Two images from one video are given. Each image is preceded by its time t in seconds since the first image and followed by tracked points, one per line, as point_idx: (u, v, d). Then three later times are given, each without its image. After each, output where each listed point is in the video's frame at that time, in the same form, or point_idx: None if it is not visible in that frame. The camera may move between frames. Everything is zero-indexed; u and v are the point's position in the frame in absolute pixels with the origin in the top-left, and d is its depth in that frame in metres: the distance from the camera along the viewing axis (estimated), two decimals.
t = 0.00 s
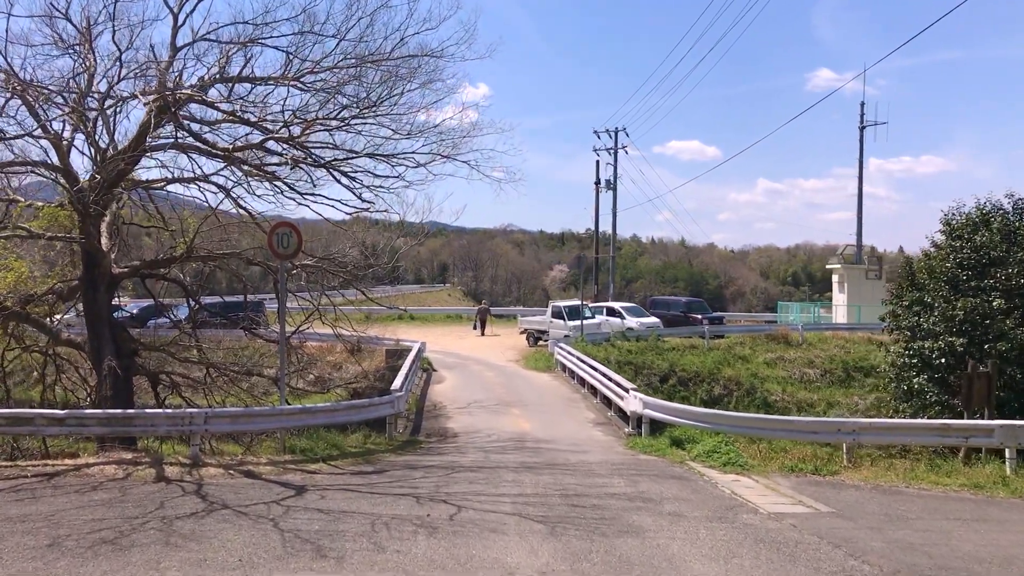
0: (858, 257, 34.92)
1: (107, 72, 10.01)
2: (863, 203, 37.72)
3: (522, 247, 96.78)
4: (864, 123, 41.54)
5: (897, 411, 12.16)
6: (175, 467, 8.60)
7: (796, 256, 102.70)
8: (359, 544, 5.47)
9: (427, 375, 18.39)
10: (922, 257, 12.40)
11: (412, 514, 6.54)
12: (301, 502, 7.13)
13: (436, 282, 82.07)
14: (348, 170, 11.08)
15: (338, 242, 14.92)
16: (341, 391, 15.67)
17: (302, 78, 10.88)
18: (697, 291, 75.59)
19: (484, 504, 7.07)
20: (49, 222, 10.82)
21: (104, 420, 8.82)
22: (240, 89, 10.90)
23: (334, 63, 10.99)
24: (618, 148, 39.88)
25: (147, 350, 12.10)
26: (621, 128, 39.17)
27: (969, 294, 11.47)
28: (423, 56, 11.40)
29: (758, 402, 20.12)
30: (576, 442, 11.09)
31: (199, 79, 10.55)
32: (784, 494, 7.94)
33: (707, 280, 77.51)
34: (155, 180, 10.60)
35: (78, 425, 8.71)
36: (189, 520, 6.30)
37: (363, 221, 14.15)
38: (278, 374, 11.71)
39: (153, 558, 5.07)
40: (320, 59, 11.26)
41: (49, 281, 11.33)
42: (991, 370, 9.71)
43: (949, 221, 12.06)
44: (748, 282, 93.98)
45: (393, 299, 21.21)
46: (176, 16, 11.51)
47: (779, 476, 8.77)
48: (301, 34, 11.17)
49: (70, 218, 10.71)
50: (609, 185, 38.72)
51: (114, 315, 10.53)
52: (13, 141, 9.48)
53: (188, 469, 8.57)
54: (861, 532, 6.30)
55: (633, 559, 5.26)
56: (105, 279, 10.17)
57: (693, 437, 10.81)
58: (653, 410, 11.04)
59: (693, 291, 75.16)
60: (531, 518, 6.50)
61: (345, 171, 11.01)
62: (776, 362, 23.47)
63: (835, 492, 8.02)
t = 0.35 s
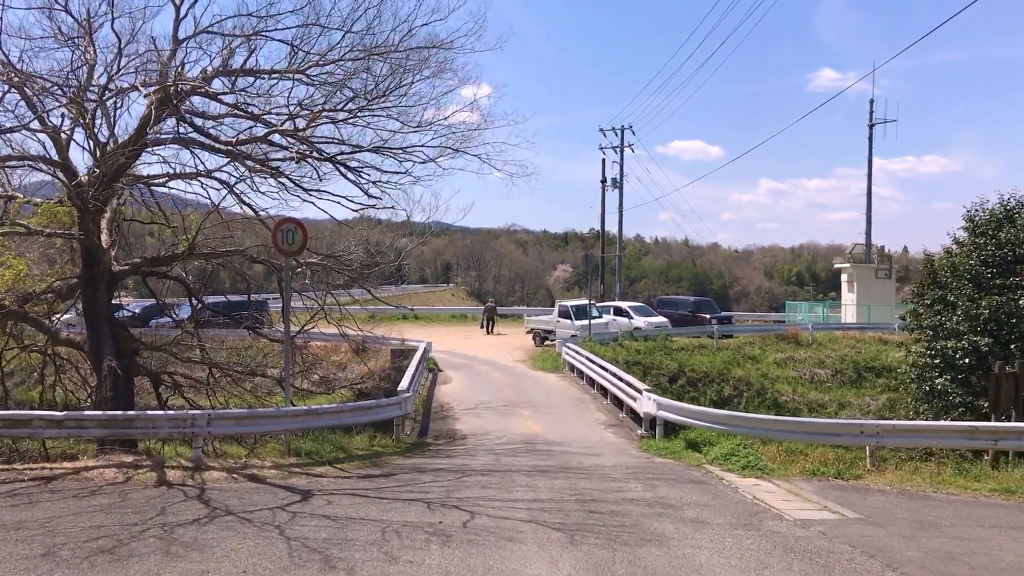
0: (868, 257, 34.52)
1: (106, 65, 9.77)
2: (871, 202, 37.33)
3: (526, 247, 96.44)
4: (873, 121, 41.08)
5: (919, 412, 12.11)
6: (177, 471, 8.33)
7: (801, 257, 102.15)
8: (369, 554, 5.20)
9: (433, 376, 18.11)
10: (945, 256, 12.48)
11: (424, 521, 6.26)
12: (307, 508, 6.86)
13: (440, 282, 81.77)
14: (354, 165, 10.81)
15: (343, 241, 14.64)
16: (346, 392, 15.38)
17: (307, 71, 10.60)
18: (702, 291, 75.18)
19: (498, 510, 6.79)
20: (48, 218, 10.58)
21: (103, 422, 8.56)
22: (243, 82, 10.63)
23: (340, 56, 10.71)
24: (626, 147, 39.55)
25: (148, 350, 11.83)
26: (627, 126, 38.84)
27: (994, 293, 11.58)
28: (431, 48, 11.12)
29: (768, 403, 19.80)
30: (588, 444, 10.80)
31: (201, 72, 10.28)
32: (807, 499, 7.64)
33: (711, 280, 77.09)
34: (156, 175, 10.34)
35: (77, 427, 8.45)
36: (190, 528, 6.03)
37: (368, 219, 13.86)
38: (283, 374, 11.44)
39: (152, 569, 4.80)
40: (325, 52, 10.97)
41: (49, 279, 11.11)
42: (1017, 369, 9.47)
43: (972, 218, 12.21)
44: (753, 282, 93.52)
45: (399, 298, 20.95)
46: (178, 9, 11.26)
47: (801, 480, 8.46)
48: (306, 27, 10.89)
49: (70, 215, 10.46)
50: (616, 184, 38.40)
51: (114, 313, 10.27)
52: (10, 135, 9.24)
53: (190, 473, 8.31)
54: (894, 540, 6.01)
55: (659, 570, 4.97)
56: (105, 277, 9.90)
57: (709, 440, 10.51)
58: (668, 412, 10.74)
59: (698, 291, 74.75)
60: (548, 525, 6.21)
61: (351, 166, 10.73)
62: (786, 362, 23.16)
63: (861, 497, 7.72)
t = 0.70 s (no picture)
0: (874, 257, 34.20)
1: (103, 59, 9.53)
2: (878, 201, 36.95)
3: (528, 247, 96.12)
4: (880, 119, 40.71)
5: (936, 414, 11.91)
6: (175, 476, 8.07)
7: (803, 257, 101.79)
8: (375, 568, 4.93)
9: (437, 377, 17.84)
10: (964, 254, 12.29)
11: (431, 531, 5.99)
12: (309, 516, 6.59)
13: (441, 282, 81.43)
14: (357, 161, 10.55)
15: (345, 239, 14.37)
16: (348, 393, 15.10)
17: (310, 64, 10.33)
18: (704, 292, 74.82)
19: (507, 518, 6.51)
20: (43, 216, 10.34)
21: (99, 426, 8.30)
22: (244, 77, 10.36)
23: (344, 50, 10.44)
24: (630, 145, 39.17)
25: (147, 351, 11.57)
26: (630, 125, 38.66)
27: (1014, 292, 11.38)
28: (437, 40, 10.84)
29: (776, 404, 19.49)
30: (597, 448, 10.53)
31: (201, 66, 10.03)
32: (828, 505, 7.35)
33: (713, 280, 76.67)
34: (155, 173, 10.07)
35: (72, 431, 8.19)
36: (187, 538, 5.77)
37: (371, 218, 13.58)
38: (285, 375, 11.11)
39: None
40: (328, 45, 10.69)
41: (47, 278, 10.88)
42: None
43: (992, 216, 12.00)
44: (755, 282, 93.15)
45: (402, 298, 20.67)
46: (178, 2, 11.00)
47: (820, 485, 8.18)
48: (309, 19, 10.62)
49: (67, 213, 10.21)
50: (619, 183, 38.07)
51: (111, 313, 10.00)
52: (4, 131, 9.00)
53: (189, 478, 8.04)
54: (925, 551, 5.72)
55: None
56: (102, 276, 9.63)
57: (722, 443, 10.22)
58: (679, 414, 10.48)
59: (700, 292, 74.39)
60: (561, 535, 5.94)
61: (354, 162, 10.47)
62: (794, 363, 22.87)
63: (885, 503, 7.43)
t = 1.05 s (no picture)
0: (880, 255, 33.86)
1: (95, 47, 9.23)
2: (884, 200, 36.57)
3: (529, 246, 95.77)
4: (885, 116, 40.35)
5: (954, 414, 11.65)
6: (168, 478, 7.78)
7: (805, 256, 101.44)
8: None
9: (439, 376, 17.53)
10: (985, 250, 12.04)
11: (434, 537, 5.69)
12: (307, 520, 6.30)
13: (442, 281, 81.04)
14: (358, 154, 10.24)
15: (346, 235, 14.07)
16: (348, 392, 14.80)
17: (308, 53, 10.03)
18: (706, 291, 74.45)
19: (514, 523, 6.21)
20: (35, 210, 10.06)
21: (91, 426, 8.02)
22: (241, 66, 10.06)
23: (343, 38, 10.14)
24: (634, 142, 38.82)
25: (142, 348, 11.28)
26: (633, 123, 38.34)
27: None
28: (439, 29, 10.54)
29: (783, 404, 19.16)
30: (605, 448, 10.23)
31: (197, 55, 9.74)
32: (847, 508, 7.05)
33: (716, 280, 76.23)
34: (149, 165, 9.78)
35: (62, 431, 7.91)
36: (178, 544, 5.47)
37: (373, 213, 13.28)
38: (284, 373, 10.80)
39: None
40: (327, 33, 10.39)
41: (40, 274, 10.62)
42: None
43: (1013, 210, 11.76)
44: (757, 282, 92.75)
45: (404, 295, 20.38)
46: None
47: (837, 487, 7.87)
48: (308, 7, 10.32)
49: (58, 207, 9.92)
50: (621, 181, 37.75)
51: (104, 309, 9.71)
52: None
53: (182, 480, 7.75)
54: (957, 557, 5.43)
55: None
56: (94, 271, 9.35)
57: (734, 444, 9.91)
58: (689, 413, 10.18)
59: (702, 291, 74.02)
60: (572, 541, 5.65)
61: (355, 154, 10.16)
62: (801, 362, 22.55)
63: (907, 506, 7.13)
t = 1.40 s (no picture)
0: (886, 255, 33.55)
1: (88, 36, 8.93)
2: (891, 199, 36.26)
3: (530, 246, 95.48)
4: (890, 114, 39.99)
5: (973, 415, 11.39)
6: (163, 483, 7.48)
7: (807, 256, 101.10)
8: None
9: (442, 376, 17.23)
10: (1007, 248, 11.78)
11: (442, 548, 5.39)
12: (308, 528, 6.00)
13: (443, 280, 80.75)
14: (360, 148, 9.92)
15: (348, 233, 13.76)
16: (350, 393, 14.49)
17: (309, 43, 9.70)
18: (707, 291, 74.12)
19: (526, 531, 5.91)
20: (29, 206, 9.77)
21: (84, 429, 7.71)
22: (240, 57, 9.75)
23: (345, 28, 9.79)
24: (638, 141, 38.39)
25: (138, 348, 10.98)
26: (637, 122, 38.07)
27: None
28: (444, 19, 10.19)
29: (791, 405, 18.83)
30: (615, 451, 9.92)
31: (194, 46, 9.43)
32: (871, 515, 6.75)
33: (717, 280, 75.89)
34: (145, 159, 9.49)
35: (53, 434, 7.61)
36: (171, 555, 5.17)
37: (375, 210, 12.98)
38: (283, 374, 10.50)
39: None
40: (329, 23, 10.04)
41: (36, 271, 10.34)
42: None
43: None
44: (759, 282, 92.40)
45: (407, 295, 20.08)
46: None
47: (859, 492, 7.56)
48: None
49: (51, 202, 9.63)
50: (624, 180, 37.45)
51: (98, 308, 9.42)
52: None
53: (178, 486, 7.45)
54: (995, 569, 5.12)
55: None
56: (88, 268, 9.07)
57: (748, 447, 9.62)
58: (702, 415, 9.86)
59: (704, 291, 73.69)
60: (588, 552, 5.35)
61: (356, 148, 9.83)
62: (808, 362, 22.25)
63: (934, 513, 6.81)
